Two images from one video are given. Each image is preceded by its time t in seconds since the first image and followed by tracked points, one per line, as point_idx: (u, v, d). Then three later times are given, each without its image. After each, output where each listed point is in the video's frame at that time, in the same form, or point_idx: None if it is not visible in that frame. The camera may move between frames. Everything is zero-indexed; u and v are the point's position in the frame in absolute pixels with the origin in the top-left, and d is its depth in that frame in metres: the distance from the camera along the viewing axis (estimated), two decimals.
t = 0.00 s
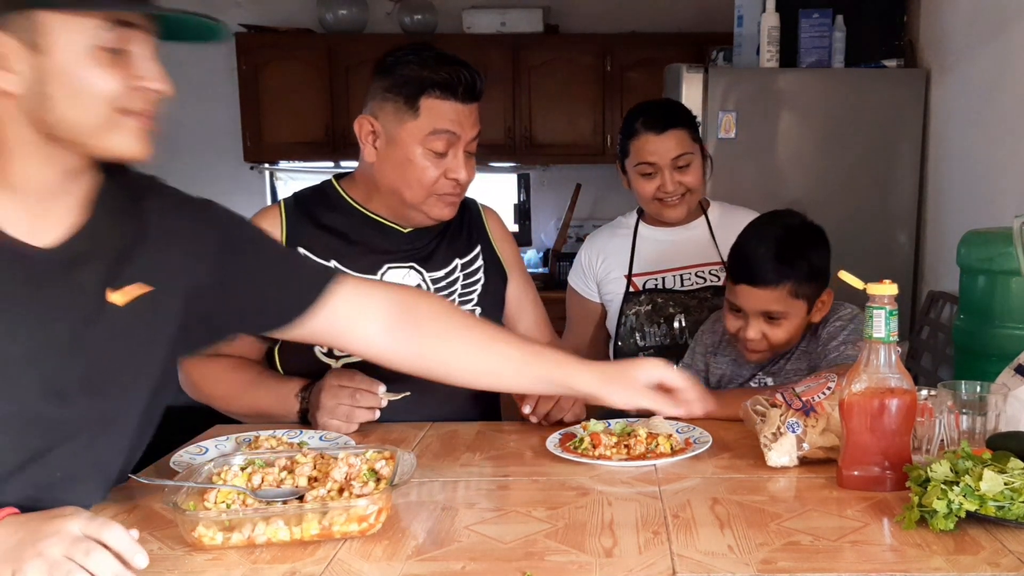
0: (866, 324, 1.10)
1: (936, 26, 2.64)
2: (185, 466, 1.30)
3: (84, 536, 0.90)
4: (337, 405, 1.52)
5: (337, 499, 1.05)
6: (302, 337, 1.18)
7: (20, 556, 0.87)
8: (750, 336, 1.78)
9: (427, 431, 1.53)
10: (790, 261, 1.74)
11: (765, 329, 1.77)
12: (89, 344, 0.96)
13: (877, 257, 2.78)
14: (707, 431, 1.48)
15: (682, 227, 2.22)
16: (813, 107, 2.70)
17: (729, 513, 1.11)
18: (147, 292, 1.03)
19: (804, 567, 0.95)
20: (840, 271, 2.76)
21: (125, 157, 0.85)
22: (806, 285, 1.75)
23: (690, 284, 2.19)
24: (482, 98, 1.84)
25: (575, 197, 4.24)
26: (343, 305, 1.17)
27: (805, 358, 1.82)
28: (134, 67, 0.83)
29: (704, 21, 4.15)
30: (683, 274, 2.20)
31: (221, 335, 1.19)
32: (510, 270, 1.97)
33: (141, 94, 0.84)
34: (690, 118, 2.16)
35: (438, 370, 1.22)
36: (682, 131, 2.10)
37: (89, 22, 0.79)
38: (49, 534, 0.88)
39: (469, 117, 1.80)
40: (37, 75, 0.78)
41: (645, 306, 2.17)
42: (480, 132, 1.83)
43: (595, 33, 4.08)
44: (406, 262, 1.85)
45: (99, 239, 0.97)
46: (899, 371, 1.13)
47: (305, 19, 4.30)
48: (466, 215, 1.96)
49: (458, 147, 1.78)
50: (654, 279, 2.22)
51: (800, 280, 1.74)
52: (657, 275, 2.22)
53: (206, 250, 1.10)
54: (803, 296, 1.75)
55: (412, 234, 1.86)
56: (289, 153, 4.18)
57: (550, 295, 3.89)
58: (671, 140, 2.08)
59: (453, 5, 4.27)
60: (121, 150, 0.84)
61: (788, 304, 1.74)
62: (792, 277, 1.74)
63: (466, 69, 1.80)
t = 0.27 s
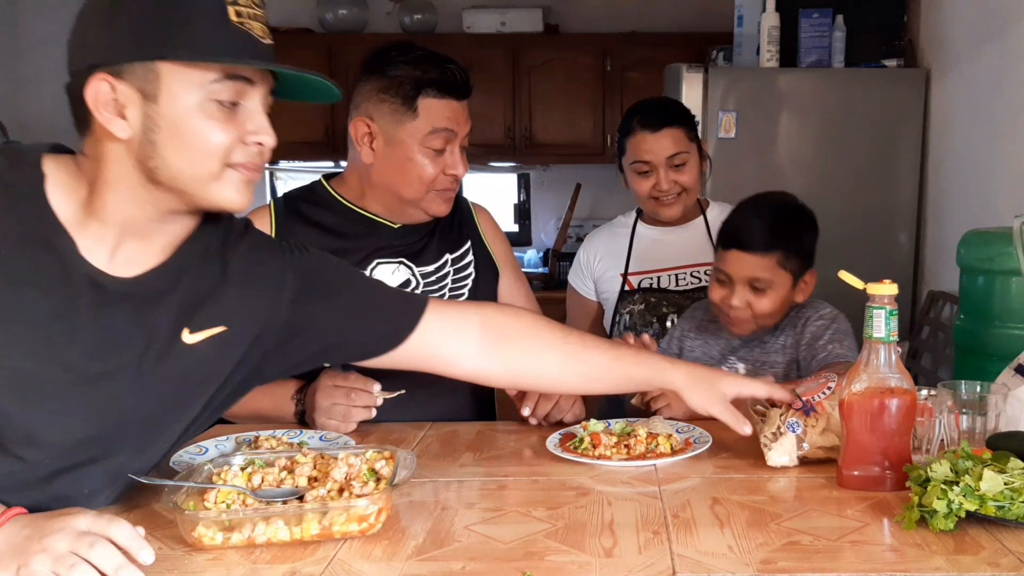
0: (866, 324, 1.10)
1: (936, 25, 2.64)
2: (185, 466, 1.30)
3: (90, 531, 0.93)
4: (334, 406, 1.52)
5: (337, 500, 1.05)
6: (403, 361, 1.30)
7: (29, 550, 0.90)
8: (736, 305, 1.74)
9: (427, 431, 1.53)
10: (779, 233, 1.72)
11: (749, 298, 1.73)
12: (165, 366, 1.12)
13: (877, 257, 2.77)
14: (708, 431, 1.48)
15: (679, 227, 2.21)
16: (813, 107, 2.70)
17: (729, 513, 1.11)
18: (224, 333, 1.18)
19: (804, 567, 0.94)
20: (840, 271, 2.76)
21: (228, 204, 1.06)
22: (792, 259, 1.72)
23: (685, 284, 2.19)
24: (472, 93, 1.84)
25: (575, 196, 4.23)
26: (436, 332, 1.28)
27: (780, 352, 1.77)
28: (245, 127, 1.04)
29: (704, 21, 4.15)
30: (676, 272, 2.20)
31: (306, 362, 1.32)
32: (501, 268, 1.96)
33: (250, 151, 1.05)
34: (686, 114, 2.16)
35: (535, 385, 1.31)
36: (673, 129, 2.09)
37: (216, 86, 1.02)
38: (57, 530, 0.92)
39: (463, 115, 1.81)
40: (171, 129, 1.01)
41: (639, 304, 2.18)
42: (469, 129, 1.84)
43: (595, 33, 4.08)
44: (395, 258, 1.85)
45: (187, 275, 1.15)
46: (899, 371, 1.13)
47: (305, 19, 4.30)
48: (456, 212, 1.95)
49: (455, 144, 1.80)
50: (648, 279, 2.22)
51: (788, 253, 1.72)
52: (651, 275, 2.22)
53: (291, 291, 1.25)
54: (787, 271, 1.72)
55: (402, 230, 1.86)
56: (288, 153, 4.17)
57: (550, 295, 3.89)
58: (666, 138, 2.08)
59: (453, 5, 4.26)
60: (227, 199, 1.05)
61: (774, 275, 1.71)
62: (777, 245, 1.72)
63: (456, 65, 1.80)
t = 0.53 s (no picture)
0: (867, 324, 1.10)
1: (936, 25, 2.64)
2: (185, 466, 1.30)
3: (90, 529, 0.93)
4: (334, 407, 1.52)
5: (337, 500, 1.05)
6: (389, 369, 1.30)
7: (27, 548, 0.91)
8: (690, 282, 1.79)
9: (427, 432, 1.53)
10: (736, 212, 1.79)
11: (702, 274, 1.78)
12: (165, 366, 1.14)
13: (877, 256, 2.77)
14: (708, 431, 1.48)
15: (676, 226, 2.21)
16: (813, 106, 2.70)
17: (729, 513, 1.11)
18: (221, 333, 1.20)
19: (804, 567, 0.94)
20: (841, 271, 2.76)
21: (226, 211, 1.08)
22: (747, 239, 1.78)
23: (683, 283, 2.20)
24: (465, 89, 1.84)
25: (575, 196, 4.23)
26: (422, 340, 1.28)
27: (749, 345, 1.78)
28: (247, 135, 1.07)
29: (704, 21, 4.15)
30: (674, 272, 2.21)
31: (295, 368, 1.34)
32: (498, 270, 1.96)
33: (250, 158, 1.07)
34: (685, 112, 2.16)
35: (520, 395, 1.28)
36: (668, 130, 2.08)
37: (219, 95, 1.04)
38: (56, 529, 0.92)
39: (456, 111, 1.81)
40: (174, 135, 1.03)
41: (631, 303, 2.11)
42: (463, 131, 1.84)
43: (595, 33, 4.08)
44: (392, 259, 1.85)
45: (185, 276, 1.17)
46: (899, 371, 1.13)
47: (305, 19, 4.30)
48: (451, 213, 1.95)
49: (448, 140, 1.79)
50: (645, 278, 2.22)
51: (743, 233, 1.78)
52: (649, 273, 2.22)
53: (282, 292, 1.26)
54: (742, 251, 1.77)
55: (399, 231, 1.87)
56: (288, 153, 4.17)
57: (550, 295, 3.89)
58: (663, 135, 2.07)
59: (453, 4, 4.26)
60: (225, 205, 1.08)
61: (727, 252, 1.76)
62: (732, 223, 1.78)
63: (449, 62, 1.80)
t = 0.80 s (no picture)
0: (866, 324, 1.10)
1: (936, 25, 2.64)
2: (186, 466, 1.30)
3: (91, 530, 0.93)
4: (333, 408, 1.52)
5: (338, 499, 1.06)
6: (369, 366, 1.30)
7: (28, 547, 0.91)
8: (670, 279, 1.83)
9: (427, 431, 1.53)
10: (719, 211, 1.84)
11: (684, 272, 1.82)
12: (161, 361, 1.15)
13: (877, 257, 2.78)
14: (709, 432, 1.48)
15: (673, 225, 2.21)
16: (811, 107, 2.70)
17: (728, 513, 1.11)
18: (213, 326, 1.21)
19: (803, 567, 0.95)
20: (840, 271, 2.76)
21: (215, 204, 1.09)
22: (729, 238, 1.83)
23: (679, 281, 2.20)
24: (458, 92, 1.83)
25: (575, 197, 4.24)
26: (401, 339, 1.28)
27: (746, 344, 1.78)
28: (235, 129, 1.07)
29: (703, 21, 4.15)
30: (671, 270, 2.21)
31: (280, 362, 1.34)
32: (498, 273, 1.96)
33: (238, 152, 1.08)
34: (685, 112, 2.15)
35: (498, 396, 1.27)
36: (671, 123, 2.09)
37: (207, 89, 1.05)
38: (56, 529, 0.92)
39: (447, 113, 1.79)
40: (163, 130, 1.03)
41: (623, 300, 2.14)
42: (457, 129, 1.83)
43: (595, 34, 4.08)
44: (391, 262, 1.85)
45: (176, 271, 1.17)
46: (899, 371, 1.13)
47: (306, 20, 4.30)
48: (450, 215, 1.95)
49: (436, 145, 1.78)
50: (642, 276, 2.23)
51: (725, 232, 1.82)
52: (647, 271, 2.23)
53: (269, 284, 1.27)
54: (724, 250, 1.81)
55: (397, 233, 1.86)
56: (289, 153, 4.17)
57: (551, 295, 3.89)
58: (659, 133, 2.08)
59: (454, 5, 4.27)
60: (214, 198, 1.08)
61: (710, 250, 1.80)
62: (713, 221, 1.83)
63: (439, 64, 1.79)
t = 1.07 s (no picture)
0: (867, 324, 1.09)
1: (937, 24, 2.64)
2: (184, 466, 1.30)
3: (90, 532, 0.93)
4: (331, 409, 1.51)
5: (337, 500, 1.05)
6: (344, 371, 1.32)
7: (26, 549, 0.90)
8: (677, 276, 1.83)
9: (426, 432, 1.53)
10: (732, 212, 1.82)
11: (690, 270, 1.81)
12: (156, 356, 1.15)
13: (877, 256, 2.77)
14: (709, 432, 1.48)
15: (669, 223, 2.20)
16: (811, 106, 2.70)
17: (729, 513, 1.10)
18: (200, 319, 1.20)
19: (804, 568, 0.94)
20: (840, 271, 2.76)
21: (205, 194, 1.09)
22: (739, 240, 1.81)
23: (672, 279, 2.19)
24: (454, 92, 1.82)
25: (575, 196, 4.23)
26: (376, 347, 1.29)
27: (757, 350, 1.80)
28: (225, 119, 1.07)
29: (703, 21, 4.14)
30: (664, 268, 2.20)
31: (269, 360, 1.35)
32: (498, 273, 1.95)
33: (228, 143, 1.08)
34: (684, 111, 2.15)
35: (464, 410, 1.27)
36: (671, 121, 2.09)
37: (196, 79, 1.04)
38: (54, 531, 0.91)
39: (442, 113, 1.79)
40: (153, 121, 1.03)
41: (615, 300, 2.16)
42: (455, 126, 1.82)
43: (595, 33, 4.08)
44: (390, 262, 1.84)
45: (167, 265, 1.17)
46: (900, 371, 1.13)
47: (305, 19, 4.29)
48: (450, 215, 1.94)
49: (432, 144, 1.77)
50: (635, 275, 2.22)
51: (734, 234, 1.81)
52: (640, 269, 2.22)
53: (257, 280, 1.27)
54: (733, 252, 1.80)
55: (395, 234, 1.86)
56: (288, 153, 4.17)
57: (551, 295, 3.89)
58: (656, 131, 2.07)
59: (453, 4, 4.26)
60: (204, 188, 1.08)
61: (718, 253, 1.79)
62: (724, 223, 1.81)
63: (435, 63, 1.79)
